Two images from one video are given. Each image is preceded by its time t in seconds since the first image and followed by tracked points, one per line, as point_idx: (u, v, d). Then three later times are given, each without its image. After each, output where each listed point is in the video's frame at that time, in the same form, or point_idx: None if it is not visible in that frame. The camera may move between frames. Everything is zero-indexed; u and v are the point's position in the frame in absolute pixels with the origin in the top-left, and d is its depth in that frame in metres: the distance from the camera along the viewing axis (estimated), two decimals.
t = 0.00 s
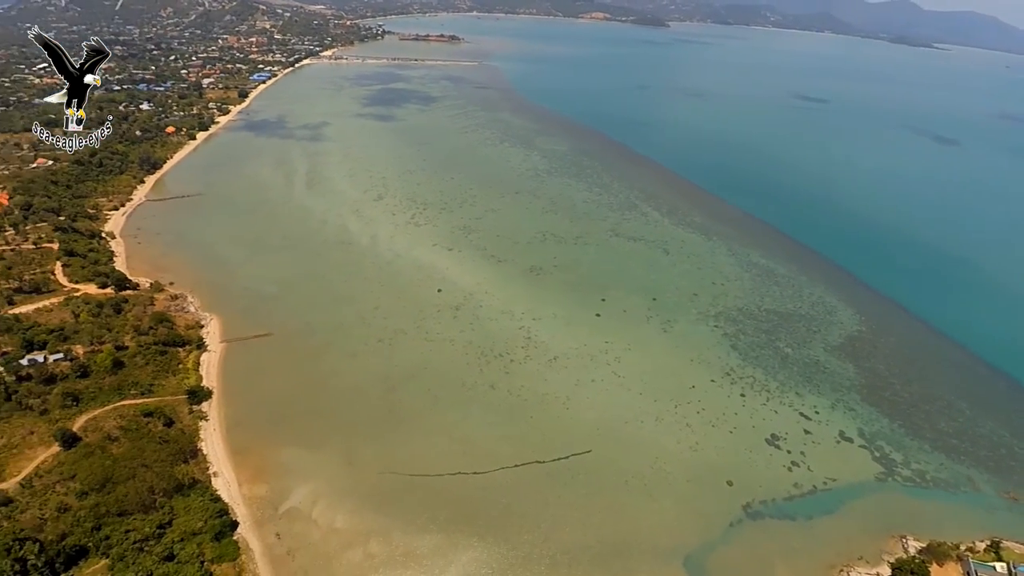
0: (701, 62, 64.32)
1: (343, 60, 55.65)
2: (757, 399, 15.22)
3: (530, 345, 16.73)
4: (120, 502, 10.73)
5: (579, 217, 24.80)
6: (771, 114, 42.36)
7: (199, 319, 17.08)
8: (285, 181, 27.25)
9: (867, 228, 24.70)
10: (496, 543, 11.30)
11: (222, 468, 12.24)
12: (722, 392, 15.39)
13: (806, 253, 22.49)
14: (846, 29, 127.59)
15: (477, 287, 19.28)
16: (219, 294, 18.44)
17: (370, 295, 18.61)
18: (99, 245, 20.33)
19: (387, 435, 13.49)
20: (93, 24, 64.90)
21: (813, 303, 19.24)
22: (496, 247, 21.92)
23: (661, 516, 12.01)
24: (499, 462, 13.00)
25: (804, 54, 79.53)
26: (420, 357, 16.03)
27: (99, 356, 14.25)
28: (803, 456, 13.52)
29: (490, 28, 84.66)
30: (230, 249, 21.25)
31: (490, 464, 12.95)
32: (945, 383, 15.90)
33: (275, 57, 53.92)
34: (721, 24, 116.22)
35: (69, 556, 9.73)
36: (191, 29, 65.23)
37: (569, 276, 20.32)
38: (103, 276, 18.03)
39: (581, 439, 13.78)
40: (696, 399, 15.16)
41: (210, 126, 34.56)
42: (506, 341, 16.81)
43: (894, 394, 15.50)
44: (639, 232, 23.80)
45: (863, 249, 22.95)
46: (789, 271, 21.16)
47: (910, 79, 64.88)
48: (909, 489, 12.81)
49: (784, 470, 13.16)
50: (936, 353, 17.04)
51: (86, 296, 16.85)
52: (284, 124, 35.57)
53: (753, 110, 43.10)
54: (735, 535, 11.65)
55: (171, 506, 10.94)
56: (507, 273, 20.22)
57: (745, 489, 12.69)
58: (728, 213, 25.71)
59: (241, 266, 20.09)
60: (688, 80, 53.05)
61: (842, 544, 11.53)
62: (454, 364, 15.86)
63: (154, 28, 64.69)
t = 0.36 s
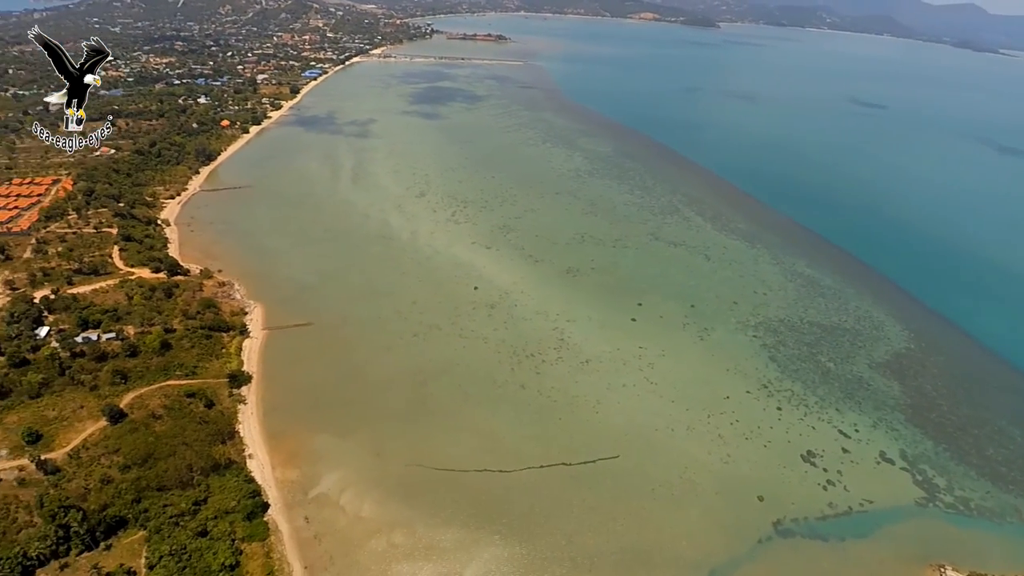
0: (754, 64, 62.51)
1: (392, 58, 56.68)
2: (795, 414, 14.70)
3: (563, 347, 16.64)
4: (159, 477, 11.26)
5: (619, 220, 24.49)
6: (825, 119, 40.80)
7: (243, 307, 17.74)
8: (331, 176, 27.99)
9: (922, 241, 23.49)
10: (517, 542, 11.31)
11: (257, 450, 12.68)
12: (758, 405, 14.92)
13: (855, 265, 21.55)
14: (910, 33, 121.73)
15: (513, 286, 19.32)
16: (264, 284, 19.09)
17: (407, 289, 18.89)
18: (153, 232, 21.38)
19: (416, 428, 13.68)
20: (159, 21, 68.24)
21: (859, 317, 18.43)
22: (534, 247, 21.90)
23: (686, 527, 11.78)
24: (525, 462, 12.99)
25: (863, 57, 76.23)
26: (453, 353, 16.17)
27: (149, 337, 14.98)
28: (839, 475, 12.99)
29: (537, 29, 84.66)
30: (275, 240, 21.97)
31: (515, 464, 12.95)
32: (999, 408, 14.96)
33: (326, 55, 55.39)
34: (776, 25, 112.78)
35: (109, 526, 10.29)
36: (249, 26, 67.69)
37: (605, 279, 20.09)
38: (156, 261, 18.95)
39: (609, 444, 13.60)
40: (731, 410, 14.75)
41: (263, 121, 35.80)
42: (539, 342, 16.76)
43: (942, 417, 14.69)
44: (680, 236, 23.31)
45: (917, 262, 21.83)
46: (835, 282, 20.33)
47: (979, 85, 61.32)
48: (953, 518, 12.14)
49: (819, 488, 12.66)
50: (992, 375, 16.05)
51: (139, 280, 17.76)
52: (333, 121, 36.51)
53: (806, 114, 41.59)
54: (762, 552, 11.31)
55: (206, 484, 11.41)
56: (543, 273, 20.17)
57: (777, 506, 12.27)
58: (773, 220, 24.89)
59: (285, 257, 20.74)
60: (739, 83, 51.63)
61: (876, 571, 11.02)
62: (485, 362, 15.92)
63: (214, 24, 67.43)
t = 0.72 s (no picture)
0: (808, 67, 60.42)
1: (438, 57, 57.40)
2: (834, 430, 14.14)
3: (595, 349, 16.51)
4: (198, 454, 11.75)
5: (658, 223, 24.10)
6: (883, 125, 39.06)
7: (285, 295, 18.32)
8: (374, 171, 28.57)
9: (983, 256, 22.18)
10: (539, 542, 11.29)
11: (291, 435, 13.06)
12: (795, 419, 14.42)
13: (906, 278, 20.56)
14: (980, 37, 115.39)
15: (548, 286, 19.28)
16: (305, 274, 19.67)
17: (442, 285, 19.07)
18: (204, 220, 22.33)
19: (445, 422, 13.82)
20: (218, 18, 71.09)
21: (908, 333, 17.57)
22: (571, 247, 21.80)
23: (712, 539, 11.51)
24: (550, 463, 12.96)
25: (927, 62, 72.69)
26: (485, 350, 16.26)
27: (195, 320, 15.65)
28: (877, 497, 12.44)
29: (584, 29, 84.21)
30: (318, 232, 22.61)
31: (541, 464, 12.93)
32: None
33: (375, 53, 56.61)
34: (833, 27, 108.73)
35: (149, 498, 10.80)
36: (302, 24, 69.77)
37: (641, 282, 19.81)
38: (205, 248, 19.78)
39: (637, 449, 13.41)
40: (766, 423, 14.31)
41: (312, 117, 36.87)
42: (571, 343, 16.68)
43: (994, 442, 13.87)
44: (721, 242, 22.76)
45: (976, 278, 20.63)
46: (883, 296, 19.46)
47: None
48: (999, 550, 11.46)
49: (855, 509, 12.16)
50: None
51: (188, 265, 18.58)
52: (378, 118, 37.28)
53: (863, 120, 39.92)
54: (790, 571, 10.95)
55: (242, 465, 11.85)
56: (578, 274, 20.06)
57: (808, 524, 11.85)
58: (820, 229, 24.01)
59: (327, 249, 21.31)
60: (792, 86, 50.01)
61: None
62: (516, 360, 15.95)
63: (269, 22, 69.78)
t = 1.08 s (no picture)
0: (874, 71, 57.59)
1: (489, 56, 57.81)
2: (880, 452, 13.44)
3: (633, 354, 16.29)
4: (240, 435, 12.26)
5: (704, 228, 23.54)
6: (954, 133, 36.80)
7: (331, 286, 18.90)
8: (421, 168, 29.08)
9: None
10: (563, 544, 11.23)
11: (328, 421, 13.46)
12: (838, 438, 13.80)
13: (969, 297, 19.34)
14: None
15: (588, 289, 19.14)
16: (351, 266, 20.23)
17: (483, 283, 19.22)
18: (257, 210, 23.27)
19: (478, 419, 13.94)
20: (280, 17, 73.86)
21: (967, 355, 16.53)
22: (613, 250, 21.58)
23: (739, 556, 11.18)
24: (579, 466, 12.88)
25: (1007, 68, 68.03)
26: (522, 349, 16.30)
27: (244, 306, 16.33)
28: (922, 527, 11.75)
29: (637, 29, 83.03)
30: (365, 226, 23.22)
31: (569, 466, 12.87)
32: None
33: (427, 52, 57.57)
34: (904, 29, 103.26)
35: (190, 472, 11.27)
36: (359, 23, 71.61)
37: (682, 288, 19.40)
38: (257, 238, 20.61)
39: (669, 458, 13.11)
40: (807, 440, 13.75)
41: (365, 114, 37.84)
42: (609, 347, 16.52)
43: None
44: (769, 250, 22.01)
45: None
46: (942, 314, 18.38)
47: None
48: None
49: (896, 537, 11.55)
50: None
51: (241, 254, 19.42)
52: (428, 115, 37.91)
53: (931, 127, 37.72)
54: None
55: (280, 447, 12.23)
56: (619, 277, 19.83)
57: (845, 549, 11.33)
58: (877, 241, 22.86)
59: (372, 243, 21.85)
60: (855, 91, 47.79)
61: None
62: (552, 361, 15.92)
63: (328, 21, 72.04)
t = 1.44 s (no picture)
0: (959, 79, 53.88)
1: (548, 57, 57.77)
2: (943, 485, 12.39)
3: (677, 363, 15.93)
4: (285, 416, 12.77)
5: (760, 238, 22.70)
6: None
7: (381, 278, 19.41)
8: (475, 166, 29.43)
9: None
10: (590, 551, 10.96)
11: (370, 409, 13.85)
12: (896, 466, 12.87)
13: None
14: None
15: (634, 294, 18.83)
16: (402, 260, 20.71)
17: (528, 283, 19.22)
18: (315, 202, 24.16)
19: (516, 417, 13.94)
20: (346, 16, 76.39)
21: None
22: (663, 256, 21.14)
23: None
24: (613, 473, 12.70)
25: None
26: (564, 350, 16.22)
27: (298, 294, 16.99)
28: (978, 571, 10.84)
29: (701, 31, 80.91)
30: (417, 221, 23.70)
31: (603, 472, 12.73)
32: None
33: (487, 52, 58.10)
34: (995, 34, 96.19)
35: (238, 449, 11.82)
36: (421, 23, 73.17)
37: (733, 299, 18.78)
38: (314, 228, 21.40)
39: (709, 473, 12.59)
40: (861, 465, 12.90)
41: (423, 112, 38.65)
42: (653, 355, 16.20)
43: None
44: (828, 264, 20.98)
45: None
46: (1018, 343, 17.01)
47: None
48: None
49: None
50: None
51: (298, 243, 20.23)
52: (484, 115, 38.30)
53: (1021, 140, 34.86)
54: None
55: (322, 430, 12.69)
56: (668, 284, 19.44)
57: None
58: (950, 260, 21.39)
59: (423, 238, 22.29)
60: (935, 99, 44.84)
61: None
62: (594, 365, 15.75)
63: (392, 20, 73.94)
